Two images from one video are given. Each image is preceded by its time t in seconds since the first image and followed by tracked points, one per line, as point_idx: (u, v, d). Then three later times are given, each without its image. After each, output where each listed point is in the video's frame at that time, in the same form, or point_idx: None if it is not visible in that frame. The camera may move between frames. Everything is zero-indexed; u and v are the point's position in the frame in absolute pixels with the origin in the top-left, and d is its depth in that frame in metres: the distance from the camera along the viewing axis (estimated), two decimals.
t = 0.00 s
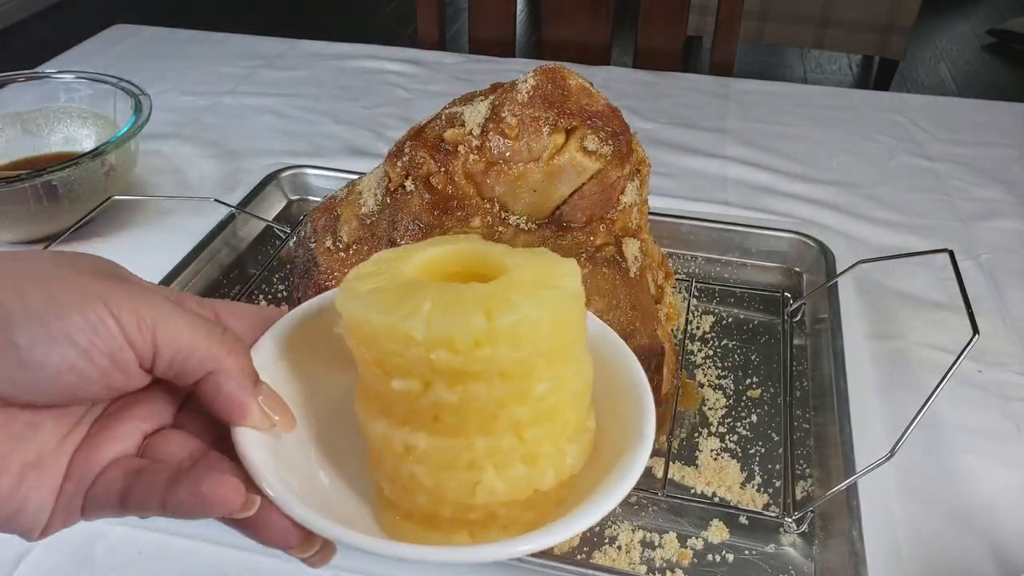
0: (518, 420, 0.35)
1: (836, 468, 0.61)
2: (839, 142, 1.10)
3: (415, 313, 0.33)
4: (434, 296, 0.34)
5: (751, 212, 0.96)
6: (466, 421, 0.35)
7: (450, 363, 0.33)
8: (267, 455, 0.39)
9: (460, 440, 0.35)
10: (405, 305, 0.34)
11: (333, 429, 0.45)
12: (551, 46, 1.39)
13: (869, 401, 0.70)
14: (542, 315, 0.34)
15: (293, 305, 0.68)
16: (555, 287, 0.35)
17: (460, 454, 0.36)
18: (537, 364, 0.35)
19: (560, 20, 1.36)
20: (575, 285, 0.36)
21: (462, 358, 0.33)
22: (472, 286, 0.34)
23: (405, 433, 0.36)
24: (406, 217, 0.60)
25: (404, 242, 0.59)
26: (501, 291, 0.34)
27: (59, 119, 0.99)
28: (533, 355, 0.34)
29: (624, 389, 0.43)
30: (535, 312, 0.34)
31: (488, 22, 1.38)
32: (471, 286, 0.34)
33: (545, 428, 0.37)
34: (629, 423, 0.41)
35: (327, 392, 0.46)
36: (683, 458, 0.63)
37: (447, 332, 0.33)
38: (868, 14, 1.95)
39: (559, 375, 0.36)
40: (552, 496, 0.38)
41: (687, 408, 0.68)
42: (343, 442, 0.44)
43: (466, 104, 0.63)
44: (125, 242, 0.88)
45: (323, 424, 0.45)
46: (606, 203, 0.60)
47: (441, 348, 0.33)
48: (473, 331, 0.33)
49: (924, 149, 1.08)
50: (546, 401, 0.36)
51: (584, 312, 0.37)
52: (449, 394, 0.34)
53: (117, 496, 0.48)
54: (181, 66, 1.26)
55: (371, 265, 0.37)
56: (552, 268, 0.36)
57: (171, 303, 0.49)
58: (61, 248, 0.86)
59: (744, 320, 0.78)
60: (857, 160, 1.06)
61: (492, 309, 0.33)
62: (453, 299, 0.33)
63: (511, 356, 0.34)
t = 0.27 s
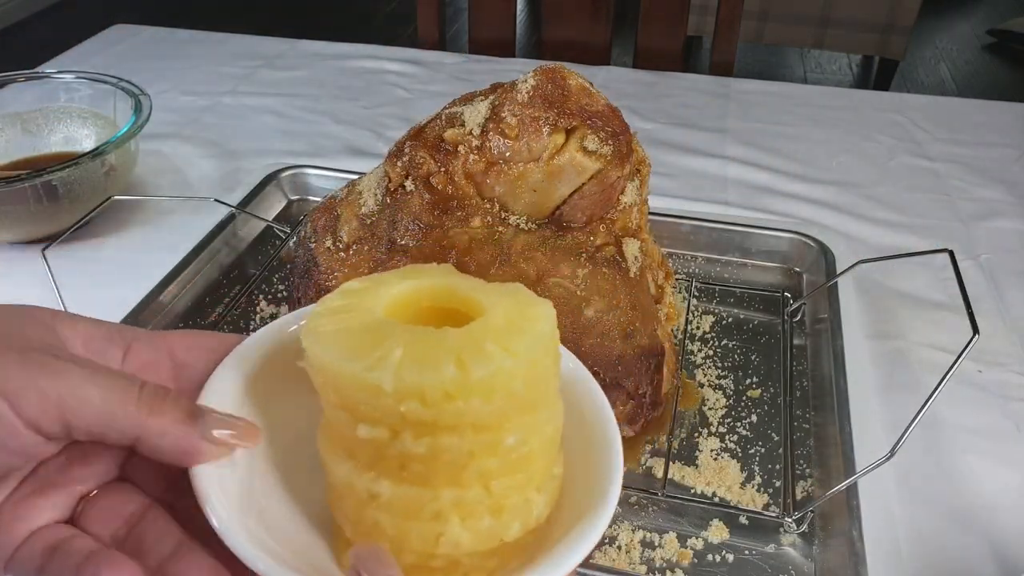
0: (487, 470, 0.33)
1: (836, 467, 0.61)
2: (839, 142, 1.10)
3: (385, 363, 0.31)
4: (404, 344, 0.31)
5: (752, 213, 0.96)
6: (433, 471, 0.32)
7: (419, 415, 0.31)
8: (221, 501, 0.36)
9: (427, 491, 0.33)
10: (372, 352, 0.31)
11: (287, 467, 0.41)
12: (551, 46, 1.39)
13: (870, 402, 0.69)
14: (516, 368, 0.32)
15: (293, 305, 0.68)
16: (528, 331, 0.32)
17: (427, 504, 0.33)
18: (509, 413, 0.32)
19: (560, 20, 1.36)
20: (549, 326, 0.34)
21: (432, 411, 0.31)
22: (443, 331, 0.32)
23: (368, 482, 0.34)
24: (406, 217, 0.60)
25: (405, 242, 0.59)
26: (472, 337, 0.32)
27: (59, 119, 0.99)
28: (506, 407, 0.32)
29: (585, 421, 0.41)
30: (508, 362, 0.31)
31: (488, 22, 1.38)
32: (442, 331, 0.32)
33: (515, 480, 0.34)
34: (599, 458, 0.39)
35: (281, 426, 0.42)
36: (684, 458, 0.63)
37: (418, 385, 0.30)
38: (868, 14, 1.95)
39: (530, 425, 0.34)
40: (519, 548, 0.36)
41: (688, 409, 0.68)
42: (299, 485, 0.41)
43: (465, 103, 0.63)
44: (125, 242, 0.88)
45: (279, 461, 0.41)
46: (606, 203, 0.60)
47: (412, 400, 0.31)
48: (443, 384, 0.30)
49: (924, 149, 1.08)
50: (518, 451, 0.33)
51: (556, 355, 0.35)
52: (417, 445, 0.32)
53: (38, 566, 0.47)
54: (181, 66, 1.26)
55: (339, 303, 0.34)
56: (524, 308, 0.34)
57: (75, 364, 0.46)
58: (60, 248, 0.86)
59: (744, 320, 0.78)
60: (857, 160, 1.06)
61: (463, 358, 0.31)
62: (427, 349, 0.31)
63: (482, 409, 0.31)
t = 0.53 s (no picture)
0: (555, 558, 0.31)
1: (835, 467, 0.61)
2: (839, 142, 1.10)
3: (446, 456, 0.28)
4: (466, 432, 0.29)
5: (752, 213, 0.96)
6: (502, 555, 0.30)
7: (478, 508, 0.29)
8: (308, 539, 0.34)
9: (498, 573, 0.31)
10: (433, 442, 0.29)
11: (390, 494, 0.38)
12: (551, 46, 1.39)
13: (870, 402, 0.69)
14: (578, 462, 0.28)
15: (293, 305, 0.68)
16: (599, 418, 0.29)
17: None
18: (577, 504, 0.29)
19: (560, 20, 1.36)
20: (623, 408, 0.30)
21: (491, 503, 0.29)
22: (508, 417, 0.29)
23: (443, 559, 0.32)
24: (406, 218, 0.60)
25: (405, 241, 0.59)
26: (537, 426, 0.28)
27: (59, 119, 0.99)
28: (570, 498, 0.29)
29: (673, 479, 0.37)
30: (571, 458, 0.28)
31: (488, 22, 1.38)
32: (506, 418, 0.29)
33: (589, 563, 0.32)
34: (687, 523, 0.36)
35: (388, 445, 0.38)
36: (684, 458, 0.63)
37: (478, 480, 0.28)
38: (868, 15, 1.95)
39: (602, 510, 0.31)
40: None
41: (688, 410, 0.68)
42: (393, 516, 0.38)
43: (466, 104, 0.63)
44: (125, 242, 0.88)
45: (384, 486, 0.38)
46: (606, 203, 0.60)
47: (471, 494, 0.28)
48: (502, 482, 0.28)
49: (924, 149, 1.08)
50: (589, 539, 0.31)
51: (634, 432, 0.31)
52: (483, 533, 0.30)
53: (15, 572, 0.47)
54: (181, 66, 1.26)
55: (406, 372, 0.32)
56: (595, 386, 0.30)
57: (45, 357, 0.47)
58: (60, 247, 0.86)
59: (744, 320, 0.78)
60: (857, 160, 1.06)
61: (523, 455, 0.28)
62: (489, 441, 0.28)
63: (544, 501, 0.29)
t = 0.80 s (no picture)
0: (609, 569, 0.33)
1: (835, 467, 0.61)
2: (839, 142, 1.10)
3: (517, 457, 0.31)
4: (538, 438, 0.31)
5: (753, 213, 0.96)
6: (560, 558, 0.33)
7: (542, 512, 0.31)
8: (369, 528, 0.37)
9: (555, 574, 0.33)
10: (505, 443, 0.31)
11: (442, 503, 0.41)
12: (551, 46, 1.39)
13: (869, 402, 0.69)
14: (646, 483, 0.30)
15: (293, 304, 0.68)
16: (670, 441, 0.31)
17: None
18: (640, 522, 0.31)
19: (560, 20, 1.36)
20: (696, 434, 0.32)
21: (556, 510, 0.31)
22: (582, 427, 0.31)
23: (501, 557, 0.34)
24: (406, 217, 0.60)
25: (405, 241, 0.59)
26: (608, 442, 0.31)
27: (59, 119, 0.99)
28: (633, 515, 0.31)
29: (736, 503, 0.38)
30: (640, 477, 0.30)
31: (488, 22, 1.38)
32: (580, 428, 0.31)
33: None
34: (745, 532, 0.37)
35: (442, 456, 0.41)
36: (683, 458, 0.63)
37: (545, 486, 0.30)
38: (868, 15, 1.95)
39: (664, 530, 0.33)
40: None
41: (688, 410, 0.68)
42: (448, 526, 0.40)
43: (466, 104, 0.63)
44: (125, 242, 0.88)
45: (434, 496, 0.40)
46: (606, 202, 0.60)
47: (535, 497, 0.31)
48: (570, 490, 0.30)
49: (924, 149, 1.08)
50: (648, 556, 0.33)
51: (706, 458, 0.33)
52: (544, 536, 0.32)
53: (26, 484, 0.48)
54: (181, 66, 1.26)
55: (488, 371, 0.34)
56: (670, 408, 0.32)
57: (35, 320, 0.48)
58: (60, 248, 0.86)
59: (744, 320, 0.78)
60: (858, 160, 1.06)
61: (593, 467, 0.30)
62: (561, 448, 0.31)
63: (606, 515, 0.31)
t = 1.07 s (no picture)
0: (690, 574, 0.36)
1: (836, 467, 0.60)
2: (838, 142, 1.10)
3: (615, 456, 0.35)
4: (635, 440, 0.35)
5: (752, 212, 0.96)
6: (643, 556, 0.37)
7: (633, 509, 0.35)
8: (466, 530, 0.42)
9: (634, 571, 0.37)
10: (603, 440, 0.36)
11: (531, 515, 0.45)
12: (551, 46, 1.39)
13: (869, 402, 0.69)
14: (733, 495, 0.34)
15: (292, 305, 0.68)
16: (765, 461, 0.34)
17: None
18: (724, 532, 0.35)
19: (560, 20, 1.36)
20: (790, 457, 0.35)
21: (645, 508, 0.35)
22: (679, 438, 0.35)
23: (587, 549, 0.38)
24: (407, 218, 0.60)
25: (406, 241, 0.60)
26: (703, 452, 0.34)
27: (59, 119, 0.99)
28: (717, 524, 0.35)
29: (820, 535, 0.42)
30: (730, 489, 0.34)
31: (488, 22, 1.38)
32: (678, 439, 0.35)
33: None
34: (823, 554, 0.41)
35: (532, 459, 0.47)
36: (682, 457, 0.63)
37: (638, 484, 0.34)
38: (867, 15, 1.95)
39: (743, 544, 0.36)
40: None
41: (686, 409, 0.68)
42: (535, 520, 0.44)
43: (466, 104, 0.63)
44: (124, 242, 0.88)
45: (524, 506, 0.45)
46: (606, 202, 0.60)
47: (627, 494, 0.35)
48: (661, 491, 0.34)
49: (924, 149, 1.08)
50: (728, 567, 0.36)
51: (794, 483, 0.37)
52: (631, 533, 0.36)
53: (43, 425, 0.50)
54: (181, 66, 1.26)
55: (593, 378, 0.39)
56: (763, 429, 0.36)
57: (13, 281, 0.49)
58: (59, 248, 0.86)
59: (744, 319, 0.78)
60: (858, 160, 1.06)
61: (684, 473, 0.34)
62: (655, 454, 0.34)
63: (693, 520, 0.34)
